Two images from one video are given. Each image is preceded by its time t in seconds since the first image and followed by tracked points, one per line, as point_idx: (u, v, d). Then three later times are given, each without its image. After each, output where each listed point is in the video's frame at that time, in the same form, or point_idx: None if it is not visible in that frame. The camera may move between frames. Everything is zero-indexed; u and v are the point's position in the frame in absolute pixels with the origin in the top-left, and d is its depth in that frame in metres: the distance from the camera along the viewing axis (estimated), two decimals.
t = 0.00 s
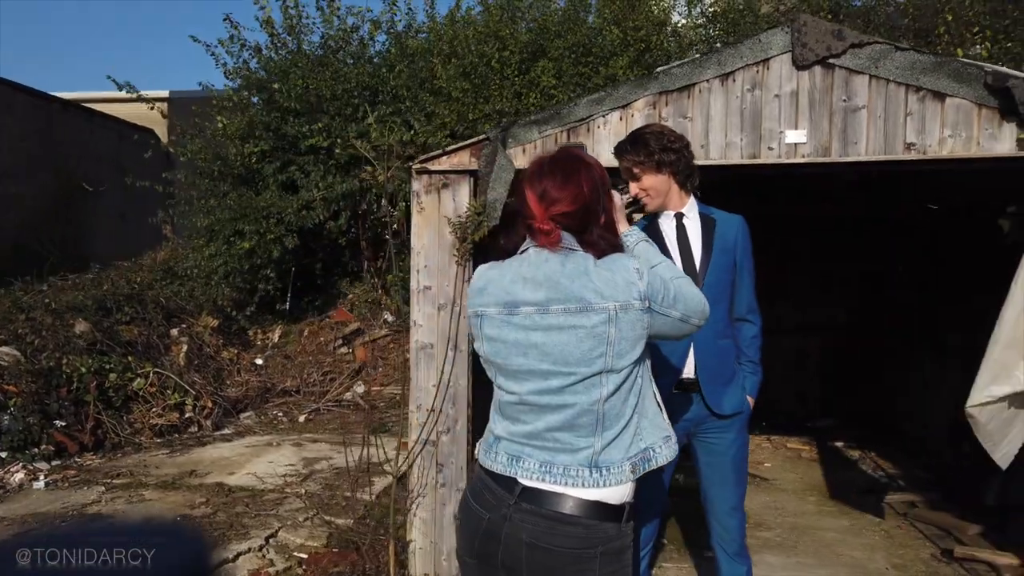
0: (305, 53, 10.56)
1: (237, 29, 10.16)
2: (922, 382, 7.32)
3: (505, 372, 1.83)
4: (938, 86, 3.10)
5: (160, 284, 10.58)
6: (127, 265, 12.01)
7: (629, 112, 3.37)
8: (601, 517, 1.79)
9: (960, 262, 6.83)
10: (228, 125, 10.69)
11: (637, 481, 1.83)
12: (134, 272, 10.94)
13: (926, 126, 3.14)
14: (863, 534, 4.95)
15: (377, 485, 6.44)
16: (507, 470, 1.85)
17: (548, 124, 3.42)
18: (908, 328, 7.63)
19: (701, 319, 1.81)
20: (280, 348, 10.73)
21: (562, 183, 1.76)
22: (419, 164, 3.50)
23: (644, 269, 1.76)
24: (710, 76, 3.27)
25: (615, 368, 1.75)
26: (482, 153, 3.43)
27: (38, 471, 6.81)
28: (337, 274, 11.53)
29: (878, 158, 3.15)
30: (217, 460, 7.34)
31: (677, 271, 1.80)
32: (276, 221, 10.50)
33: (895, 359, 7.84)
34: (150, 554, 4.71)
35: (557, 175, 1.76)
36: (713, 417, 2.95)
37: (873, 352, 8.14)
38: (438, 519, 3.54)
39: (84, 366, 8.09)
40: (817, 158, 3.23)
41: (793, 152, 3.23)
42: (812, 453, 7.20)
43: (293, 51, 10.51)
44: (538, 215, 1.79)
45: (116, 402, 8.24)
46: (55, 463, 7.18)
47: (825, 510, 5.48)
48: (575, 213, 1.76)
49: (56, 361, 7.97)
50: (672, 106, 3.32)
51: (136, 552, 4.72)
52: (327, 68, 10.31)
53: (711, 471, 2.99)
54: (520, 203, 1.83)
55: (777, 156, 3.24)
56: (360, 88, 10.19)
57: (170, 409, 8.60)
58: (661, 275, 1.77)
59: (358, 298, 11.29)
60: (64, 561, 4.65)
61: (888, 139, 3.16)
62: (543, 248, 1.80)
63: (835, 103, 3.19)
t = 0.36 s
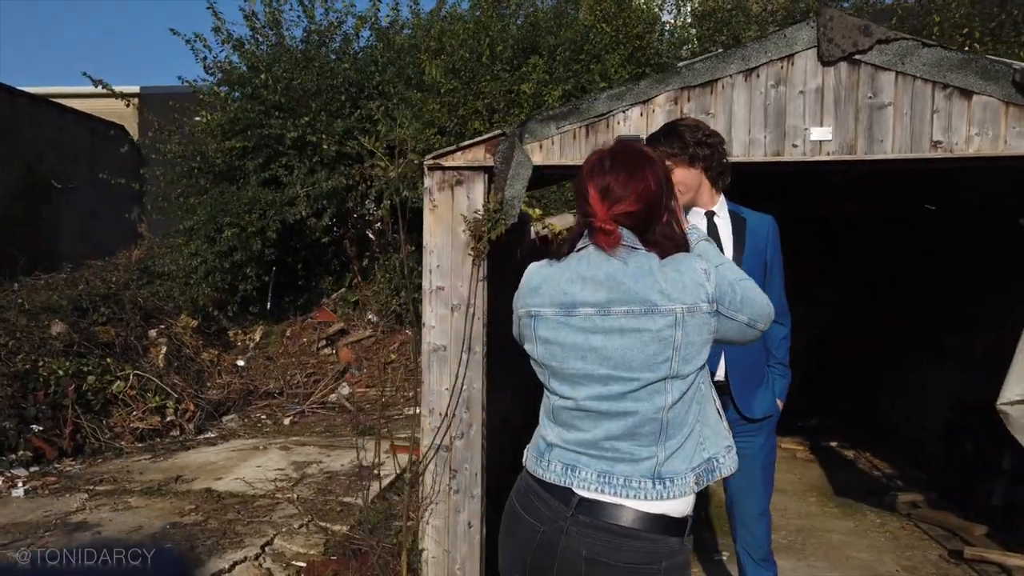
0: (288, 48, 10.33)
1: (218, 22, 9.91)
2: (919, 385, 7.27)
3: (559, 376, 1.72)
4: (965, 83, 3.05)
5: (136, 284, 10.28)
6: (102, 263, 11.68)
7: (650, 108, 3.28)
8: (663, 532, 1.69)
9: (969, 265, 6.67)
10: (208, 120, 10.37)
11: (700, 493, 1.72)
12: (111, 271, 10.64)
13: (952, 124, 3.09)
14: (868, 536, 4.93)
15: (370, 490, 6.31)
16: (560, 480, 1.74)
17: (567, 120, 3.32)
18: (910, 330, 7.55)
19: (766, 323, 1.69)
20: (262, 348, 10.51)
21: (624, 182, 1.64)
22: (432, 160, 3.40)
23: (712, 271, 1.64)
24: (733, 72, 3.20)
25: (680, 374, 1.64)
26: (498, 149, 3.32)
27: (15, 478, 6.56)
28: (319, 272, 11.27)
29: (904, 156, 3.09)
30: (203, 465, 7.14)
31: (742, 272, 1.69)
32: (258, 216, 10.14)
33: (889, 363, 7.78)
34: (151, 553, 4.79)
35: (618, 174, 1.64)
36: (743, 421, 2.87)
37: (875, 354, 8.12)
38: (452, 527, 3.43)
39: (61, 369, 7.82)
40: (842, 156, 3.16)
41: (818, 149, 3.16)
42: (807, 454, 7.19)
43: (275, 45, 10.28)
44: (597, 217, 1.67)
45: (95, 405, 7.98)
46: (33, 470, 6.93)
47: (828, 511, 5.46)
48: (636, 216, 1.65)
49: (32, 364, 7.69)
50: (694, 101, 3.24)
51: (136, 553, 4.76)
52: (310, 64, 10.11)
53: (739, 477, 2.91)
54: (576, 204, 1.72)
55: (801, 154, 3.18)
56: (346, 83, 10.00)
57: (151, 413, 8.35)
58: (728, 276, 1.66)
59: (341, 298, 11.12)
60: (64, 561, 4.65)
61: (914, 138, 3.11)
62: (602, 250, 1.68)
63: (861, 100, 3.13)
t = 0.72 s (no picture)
0: (280, 41, 10.08)
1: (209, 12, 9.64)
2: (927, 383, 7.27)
3: (626, 379, 1.57)
4: (1009, 70, 2.92)
5: (123, 282, 9.99)
6: (86, 262, 11.38)
7: (680, 96, 3.13)
8: (741, 549, 1.55)
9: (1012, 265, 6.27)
10: (198, 115, 10.09)
11: (779, 508, 1.59)
12: (97, 269, 10.36)
13: (996, 114, 2.97)
14: (887, 538, 4.83)
15: (373, 494, 6.14)
16: (624, 492, 1.59)
17: (592, 109, 3.17)
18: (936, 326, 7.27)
19: (851, 324, 1.58)
20: (253, 348, 10.26)
21: (703, 171, 1.51)
22: (450, 151, 3.24)
23: (800, 266, 1.53)
24: (767, 59, 3.06)
25: (763, 379, 1.51)
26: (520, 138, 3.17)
27: (2, 484, 6.33)
28: (312, 270, 10.98)
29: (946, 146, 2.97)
30: (197, 469, 6.92)
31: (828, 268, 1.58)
32: (252, 212, 9.83)
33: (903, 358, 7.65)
34: (150, 555, 4.64)
35: (696, 161, 1.51)
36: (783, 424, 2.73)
37: (892, 350, 7.91)
38: (472, 536, 3.30)
39: (48, 371, 7.56)
40: (880, 146, 3.04)
41: (855, 139, 3.04)
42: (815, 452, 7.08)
43: (267, 38, 10.03)
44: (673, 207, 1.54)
45: (84, 408, 7.74)
46: (21, 476, 6.71)
47: (842, 512, 5.35)
48: (715, 208, 1.52)
49: (19, 366, 7.44)
50: (726, 90, 3.10)
51: (136, 552, 4.65)
52: (303, 58, 9.86)
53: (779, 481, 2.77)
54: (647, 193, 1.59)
55: (838, 144, 3.05)
56: (340, 77, 9.80)
57: (141, 415, 8.10)
58: (814, 273, 1.55)
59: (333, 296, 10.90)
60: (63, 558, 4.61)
61: (955, 128, 2.99)
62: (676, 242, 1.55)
63: (900, 88, 3.01)
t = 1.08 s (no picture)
0: (286, 38, 9.91)
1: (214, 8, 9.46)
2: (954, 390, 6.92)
3: (711, 395, 1.45)
4: None
5: (126, 283, 9.83)
6: (88, 262, 11.21)
7: (722, 91, 3.00)
8: None
9: None
10: (204, 113, 9.91)
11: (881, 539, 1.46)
12: (99, 270, 10.20)
13: None
14: (919, 547, 4.71)
15: (387, 501, 6.00)
16: (707, 521, 1.46)
17: (630, 105, 3.04)
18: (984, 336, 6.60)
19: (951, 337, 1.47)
20: (258, 350, 10.06)
21: (802, 169, 1.38)
22: (481, 149, 3.10)
23: (910, 275, 1.42)
24: (814, 52, 2.93)
25: (867, 399, 1.40)
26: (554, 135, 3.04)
27: (8, 490, 6.19)
28: (317, 271, 10.80)
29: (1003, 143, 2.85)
30: (205, 474, 6.77)
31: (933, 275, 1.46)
32: (258, 219, 9.75)
33: (929, 367, 7.14)
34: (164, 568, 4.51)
35: (793, 158, 1.39)
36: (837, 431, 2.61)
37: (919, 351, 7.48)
38: (504, 549, 3.18)
39: (52, 373, 7.40)
40: (933, 143, 2.92)
41: (907, 136, 2.91)
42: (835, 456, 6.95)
43: (273, 35, 9.86)
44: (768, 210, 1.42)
45: (90, 412, 7.59)
46: (27, 482, 6.57)
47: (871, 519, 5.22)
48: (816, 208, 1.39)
49: (23, 368, 7.28)
50: (771, 85, 2.97)
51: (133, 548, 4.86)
52: (309, 55, 9.68)
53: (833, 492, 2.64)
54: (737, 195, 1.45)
55: (889, 141, 2.92)
56: (346, 74, 9.61)
57: (147, 419, 7.94)
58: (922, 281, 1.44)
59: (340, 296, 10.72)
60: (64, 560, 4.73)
61: (1013, 124, 2.87)
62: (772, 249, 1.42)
63: (954, 82, 2.89)
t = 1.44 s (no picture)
0: (296, 39, 9.81)
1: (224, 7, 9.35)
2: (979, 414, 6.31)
3: (803, 433, 1.45)
4: None
5: (134, 285, 9.72)
6: (93, 265, 11.09)
7: (766, 88, 2.94)
8: None
9: None
10: (213, 114, 9.82)
11: None
12: (105, 272, 10.08)
13: None
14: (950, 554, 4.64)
15: (404, 508, 5.89)
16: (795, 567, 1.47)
17: (670, 103, 2.97)
18: None
19: None
20: (267, 353, 9.85)
21: (905, 157, 1.46)
22: (517, 148, 3.06)
23: None
24: (864, 48, 2.91)
25: (976, 449, 1.40)
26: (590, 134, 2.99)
27: (19, 496, 6.10)
28: (324, 273, 10.58)
29: None
30: (217, 480, 6.67)
31: None
32: (268, 220, 9.49)
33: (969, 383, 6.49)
34: None
35: (897, 147, 1.47)
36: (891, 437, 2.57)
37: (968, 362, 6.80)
38: (539, 562, 3.17)
39: (62, 378, 7.30)
40: (987, 141, 2.92)
41: (959, 133, 2.91)
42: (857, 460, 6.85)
43: (284, 35, 9.76)
44: (871, 196, 1.49)
45: (100, 417, 7.49)
46: (38, 489, 6.49)
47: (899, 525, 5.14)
48: (917, 198, 1.47)
49: (32, 373, 7.18)
50: (817, 82, 2.93)
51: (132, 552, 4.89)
52: (320, 54, 9.55)
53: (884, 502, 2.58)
54: (836, 183, 1.52)
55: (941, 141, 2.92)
56: (358, 75, 9.43)
57: (157, 424, 7.83)
58: None
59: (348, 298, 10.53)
60: (64, 561, 4.84)
61: None
62: (882, 250, 1.48)
63: (1009, 79, 2.88)
